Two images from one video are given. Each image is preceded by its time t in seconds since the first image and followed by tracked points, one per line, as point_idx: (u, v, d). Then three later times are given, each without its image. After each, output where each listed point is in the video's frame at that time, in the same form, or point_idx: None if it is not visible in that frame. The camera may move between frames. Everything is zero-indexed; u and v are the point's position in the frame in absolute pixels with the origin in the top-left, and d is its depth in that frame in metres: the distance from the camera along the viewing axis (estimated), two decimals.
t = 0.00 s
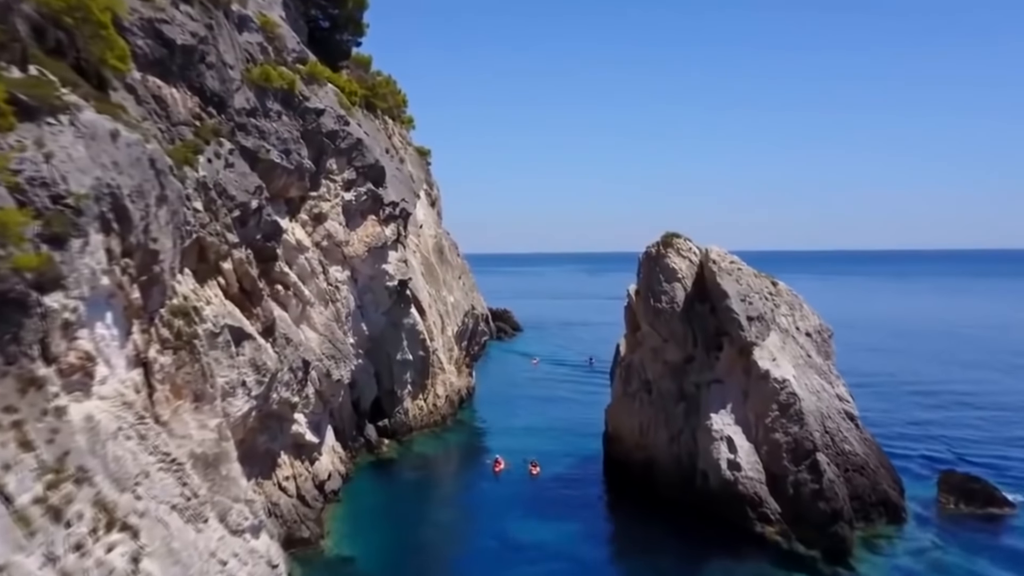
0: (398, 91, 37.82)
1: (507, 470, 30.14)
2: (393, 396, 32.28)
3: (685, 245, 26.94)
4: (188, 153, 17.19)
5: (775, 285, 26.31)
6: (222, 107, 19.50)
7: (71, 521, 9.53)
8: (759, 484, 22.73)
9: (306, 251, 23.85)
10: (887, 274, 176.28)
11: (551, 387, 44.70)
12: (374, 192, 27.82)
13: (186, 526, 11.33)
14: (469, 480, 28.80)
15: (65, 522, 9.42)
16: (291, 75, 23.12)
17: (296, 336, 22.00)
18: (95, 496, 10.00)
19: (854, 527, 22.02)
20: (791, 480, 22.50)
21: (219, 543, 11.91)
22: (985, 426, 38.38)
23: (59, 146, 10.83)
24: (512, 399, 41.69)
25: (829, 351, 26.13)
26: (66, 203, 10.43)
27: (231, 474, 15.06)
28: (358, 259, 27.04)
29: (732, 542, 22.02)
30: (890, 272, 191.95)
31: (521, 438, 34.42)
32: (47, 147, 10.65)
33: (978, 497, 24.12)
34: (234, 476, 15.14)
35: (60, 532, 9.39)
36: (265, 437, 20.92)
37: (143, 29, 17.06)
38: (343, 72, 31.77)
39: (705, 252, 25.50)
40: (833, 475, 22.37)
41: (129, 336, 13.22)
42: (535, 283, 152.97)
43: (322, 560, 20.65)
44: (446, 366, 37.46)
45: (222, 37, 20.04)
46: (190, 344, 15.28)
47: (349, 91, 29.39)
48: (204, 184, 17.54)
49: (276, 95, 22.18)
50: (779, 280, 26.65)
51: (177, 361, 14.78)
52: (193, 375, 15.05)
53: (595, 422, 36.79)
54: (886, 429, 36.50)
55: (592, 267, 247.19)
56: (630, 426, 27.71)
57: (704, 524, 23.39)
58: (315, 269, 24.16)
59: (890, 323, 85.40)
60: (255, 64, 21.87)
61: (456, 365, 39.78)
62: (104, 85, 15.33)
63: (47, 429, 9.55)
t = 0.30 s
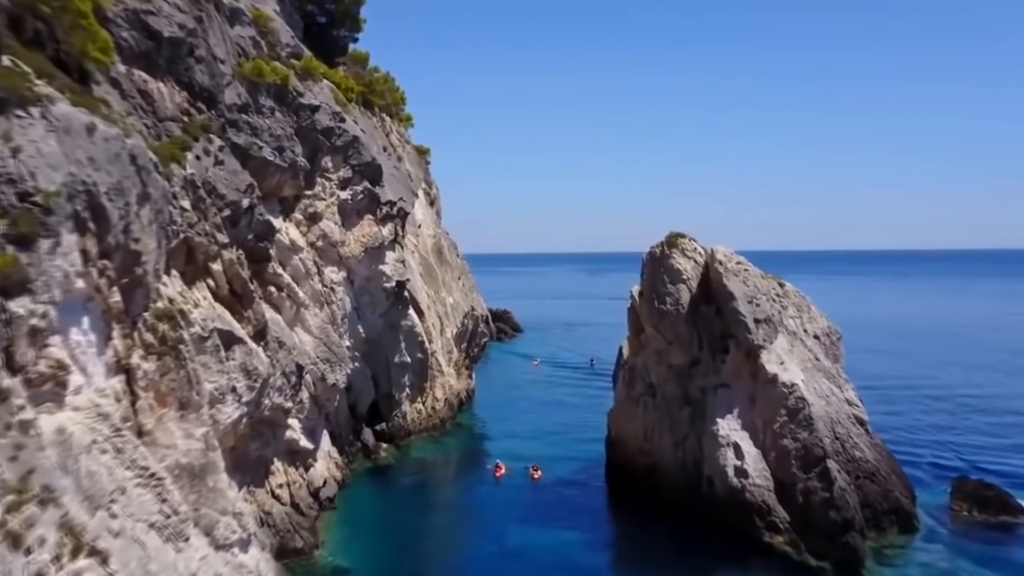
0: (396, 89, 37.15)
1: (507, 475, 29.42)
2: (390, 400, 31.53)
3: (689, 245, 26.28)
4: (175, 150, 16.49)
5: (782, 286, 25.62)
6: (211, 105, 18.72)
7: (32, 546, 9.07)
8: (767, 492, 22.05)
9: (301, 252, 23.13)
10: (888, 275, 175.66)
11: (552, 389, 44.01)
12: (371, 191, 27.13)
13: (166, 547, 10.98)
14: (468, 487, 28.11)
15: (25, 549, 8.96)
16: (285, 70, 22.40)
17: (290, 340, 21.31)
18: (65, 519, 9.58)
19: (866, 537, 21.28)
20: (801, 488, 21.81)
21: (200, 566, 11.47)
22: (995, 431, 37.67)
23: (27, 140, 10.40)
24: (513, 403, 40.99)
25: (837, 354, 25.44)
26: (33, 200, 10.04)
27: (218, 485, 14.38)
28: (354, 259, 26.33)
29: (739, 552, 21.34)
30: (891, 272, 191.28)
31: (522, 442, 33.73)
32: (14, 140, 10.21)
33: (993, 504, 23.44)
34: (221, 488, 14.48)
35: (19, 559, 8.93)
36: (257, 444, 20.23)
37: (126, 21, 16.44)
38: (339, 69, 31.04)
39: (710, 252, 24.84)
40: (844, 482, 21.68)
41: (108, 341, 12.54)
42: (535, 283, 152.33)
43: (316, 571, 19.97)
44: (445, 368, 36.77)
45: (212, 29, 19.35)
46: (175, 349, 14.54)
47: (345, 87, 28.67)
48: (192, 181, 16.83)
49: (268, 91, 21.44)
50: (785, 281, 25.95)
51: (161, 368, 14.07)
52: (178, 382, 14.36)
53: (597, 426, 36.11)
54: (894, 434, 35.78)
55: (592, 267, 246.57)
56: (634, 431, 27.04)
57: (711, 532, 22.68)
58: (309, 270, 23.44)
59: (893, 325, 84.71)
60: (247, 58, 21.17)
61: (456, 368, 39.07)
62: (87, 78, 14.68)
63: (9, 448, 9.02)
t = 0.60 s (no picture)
0: (394, 86, 36.45)
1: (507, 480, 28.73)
2: (388, 403, 30.83)
3: (694, 245, 25.65)
4: (161, 146, 15.83)
5: (789, 287, 24.94)
6: (199, 100, 18.06)
7: None
8: (775, 499, 21.36)
9: (294, 252, 22.44)
10: (888, 275, 174.97)
11: (553, 392, 43.35)
12: (367, 190, 26.46)
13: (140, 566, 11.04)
14: (467, 492, 27.43)
15: None
16: (278, 65, 21.71)
17: (283, 343, 20.62)
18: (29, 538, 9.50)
19: (878, 546, 20.57)
20: (810, 496, 21.13)
21: None
22: (1005, 436, 36.95)
23: None
24: (514, 405, 40.31)
25: (846, 358, 24.75)
26: None
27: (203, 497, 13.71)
28: (350, 260, 25.64)
29: (745, 561, 20.67)
30: (892, 272, 190.55)
31: (522, 447, 33.03)
32: None
33: (1008, 512, 22.76)
34: (207, 501, 13.92)
35: None
36: (248, 451, 19.55)
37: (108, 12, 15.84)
38: (334, 64, 30.33)
39: (716, 253, 24.14)
40: (855, 490, 21.00)
41: (86, 347, 11.92)
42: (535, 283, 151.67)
43: None
44: (444, 371, 36.11)
45: (202, 21, 18.65)
46: (159, 355, 13.73)
47: (341, 83, 27.97)
48: (179, 179, 16.14)
49: (259, 86, 20.72)
50: (793, 283, 25.26)
51: (144, 374, 13.38)
52: (162, 390, 13.64)
53: (600, 429, 35.42)
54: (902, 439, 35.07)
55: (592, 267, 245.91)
56: (638, 436, 26.36)
57: (717, 541, 21.99)
58: (303, 271, 22.74)
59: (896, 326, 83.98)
60: (239, 52, 20.48)
61: (455, 370, 38.38)
62: (65, 70, 14.06)
63: None
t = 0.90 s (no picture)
0: (393, 83, 35.73)
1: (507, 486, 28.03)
2: (385, 406, 30.16)
3: (699, 245, 24.99)
4: (146, 142, 15.12)
5: (797, 288, 24.24)
6: (187, 93, 17.38)
7: None
8: (784, 508, 20.69)
9: (288, 253, 21.75)
10: (890, 275, 174.32)
11: (554, 394, 42.70)
12: (364, 188, 25.78)
13: None
14: (467, 498, 26.73)
15: None
16: (270, 58, 21.02)
17: (276, 347, 19.93)
18: None
19: (891, 556, 19.88)
20: (821, 505, 20.46)
21: None
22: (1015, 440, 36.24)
23: None
24: (514, 408, 39.65)
25: (856, 361, 24.06)
26: None
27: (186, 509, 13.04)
28: (345, 260, 24.96)
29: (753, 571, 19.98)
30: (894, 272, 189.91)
31: (523, 451, 32.33)
32: None
33: None
34: (191, 513, 13.45)
35: None
36: (239, 457, 18.87)
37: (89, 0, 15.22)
38: (331, 60, 29.60)
39: (722, 253, 23.45)
40: (868, 499, 20.33)
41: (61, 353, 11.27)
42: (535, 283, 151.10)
43: None
44: (444, 373, 35.44)
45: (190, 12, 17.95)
46: (141, 361, 12.96)
47: (337, 78, 27.27)
48: (164, 175, 15.43)
49: (251, 80, 20.00)
50: (801, 283, 24.57)
51: (126, 381, 12.64)
52: (144, 398, 12.89)
53: (602, 433, 34.73)
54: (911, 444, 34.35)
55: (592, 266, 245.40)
56: (642, 441, 25.68)
57: (725, 550, 21.30)
58: (297, 271, 22.05)
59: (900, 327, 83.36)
60: (229, 45, 19.80)
61: (454, 372, 37.72)
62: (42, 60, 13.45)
63: None
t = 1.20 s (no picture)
0: (390, 80, 35.04)
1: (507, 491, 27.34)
2: (382, 409, 29.46)
3: (704, 244, 24.33)
4: (130, 137, 14.47)
5: (806, 289, 23.54)
6: (174, 86, 16.70)
7: None
8: (794, 516, 20.00)
9: (281, 253, 21.06)
10: (890, 275, 173.93)
11: (555, 396, 42.05)
12: (360, 186, 25.09)
13: None
14: (466, 504, 26.05)
15: None
16: (263, 51, 20.34)
17: (268, 350, 19.25)
18: None
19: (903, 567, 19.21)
20: (831, 513, 19.81)
21: None
22: None
23: None
24: (515, 411, 38.98)
25: (866, 364, 23.35)
26: None
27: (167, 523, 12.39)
28: (340, 260, 24.28)
29: None
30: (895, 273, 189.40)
31: (524, 455, 31.63)
32: None
33: None
34: (174, 527, 12.91)
35: None
36: (229, 465, 18.20)
37: None
38: (326, 55, 28.90)
39: (729, 252, 22.80)
40: (880, 507, 19.67)
41: (32, 359, 10.63)
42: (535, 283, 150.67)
43: None
44: (443, 375, 34.76)
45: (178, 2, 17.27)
46: (122, 367, 12.26)
47: (333, 74, 26.60)
48: (149, 171, 14.73)
49: (242, 73, 19.29)
50: (810, 284, 23.86)
51: (104, 389, 11.96)
52: (124, 406, 12.19)
53: (605, 437, 34.03)
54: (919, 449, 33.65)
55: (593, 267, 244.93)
56: (646, 446, 25.00)
57: (732, 559, 20.62)
58: (290, 271, 21.36)
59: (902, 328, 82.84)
60: (219, 38, 19.12)
61: (454, 374, 37.05)
62: (18, 49, 12.81)
63: None
